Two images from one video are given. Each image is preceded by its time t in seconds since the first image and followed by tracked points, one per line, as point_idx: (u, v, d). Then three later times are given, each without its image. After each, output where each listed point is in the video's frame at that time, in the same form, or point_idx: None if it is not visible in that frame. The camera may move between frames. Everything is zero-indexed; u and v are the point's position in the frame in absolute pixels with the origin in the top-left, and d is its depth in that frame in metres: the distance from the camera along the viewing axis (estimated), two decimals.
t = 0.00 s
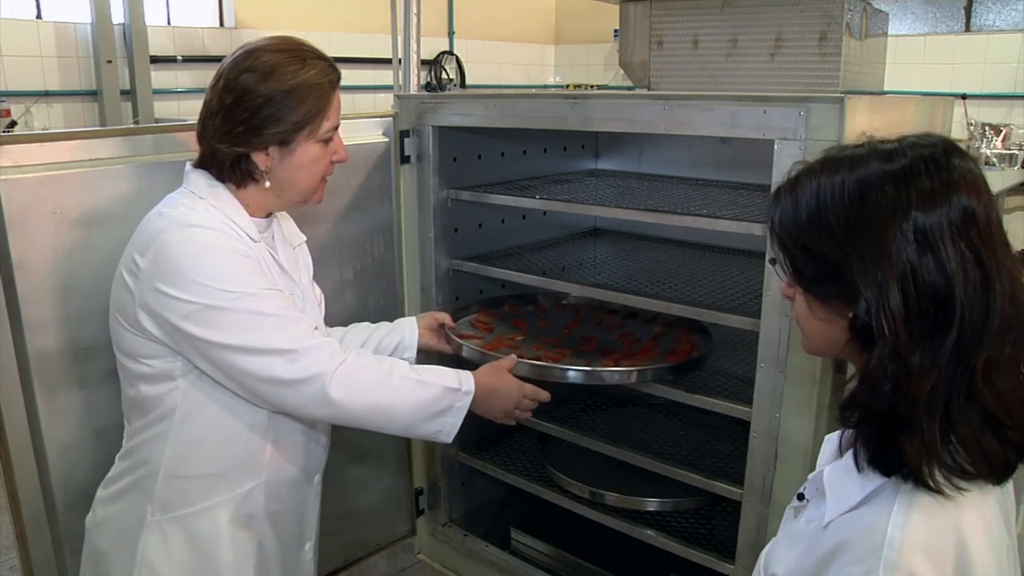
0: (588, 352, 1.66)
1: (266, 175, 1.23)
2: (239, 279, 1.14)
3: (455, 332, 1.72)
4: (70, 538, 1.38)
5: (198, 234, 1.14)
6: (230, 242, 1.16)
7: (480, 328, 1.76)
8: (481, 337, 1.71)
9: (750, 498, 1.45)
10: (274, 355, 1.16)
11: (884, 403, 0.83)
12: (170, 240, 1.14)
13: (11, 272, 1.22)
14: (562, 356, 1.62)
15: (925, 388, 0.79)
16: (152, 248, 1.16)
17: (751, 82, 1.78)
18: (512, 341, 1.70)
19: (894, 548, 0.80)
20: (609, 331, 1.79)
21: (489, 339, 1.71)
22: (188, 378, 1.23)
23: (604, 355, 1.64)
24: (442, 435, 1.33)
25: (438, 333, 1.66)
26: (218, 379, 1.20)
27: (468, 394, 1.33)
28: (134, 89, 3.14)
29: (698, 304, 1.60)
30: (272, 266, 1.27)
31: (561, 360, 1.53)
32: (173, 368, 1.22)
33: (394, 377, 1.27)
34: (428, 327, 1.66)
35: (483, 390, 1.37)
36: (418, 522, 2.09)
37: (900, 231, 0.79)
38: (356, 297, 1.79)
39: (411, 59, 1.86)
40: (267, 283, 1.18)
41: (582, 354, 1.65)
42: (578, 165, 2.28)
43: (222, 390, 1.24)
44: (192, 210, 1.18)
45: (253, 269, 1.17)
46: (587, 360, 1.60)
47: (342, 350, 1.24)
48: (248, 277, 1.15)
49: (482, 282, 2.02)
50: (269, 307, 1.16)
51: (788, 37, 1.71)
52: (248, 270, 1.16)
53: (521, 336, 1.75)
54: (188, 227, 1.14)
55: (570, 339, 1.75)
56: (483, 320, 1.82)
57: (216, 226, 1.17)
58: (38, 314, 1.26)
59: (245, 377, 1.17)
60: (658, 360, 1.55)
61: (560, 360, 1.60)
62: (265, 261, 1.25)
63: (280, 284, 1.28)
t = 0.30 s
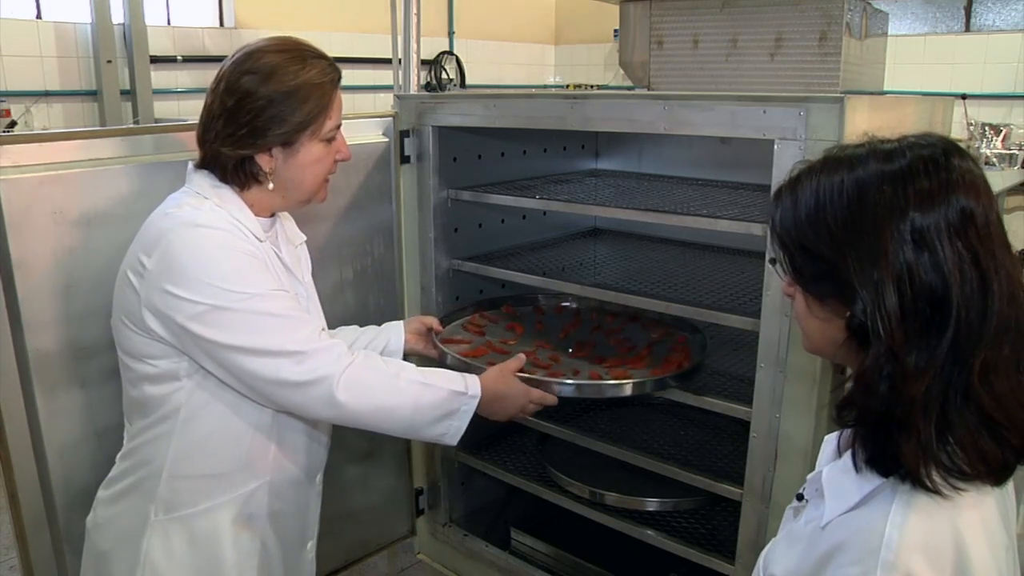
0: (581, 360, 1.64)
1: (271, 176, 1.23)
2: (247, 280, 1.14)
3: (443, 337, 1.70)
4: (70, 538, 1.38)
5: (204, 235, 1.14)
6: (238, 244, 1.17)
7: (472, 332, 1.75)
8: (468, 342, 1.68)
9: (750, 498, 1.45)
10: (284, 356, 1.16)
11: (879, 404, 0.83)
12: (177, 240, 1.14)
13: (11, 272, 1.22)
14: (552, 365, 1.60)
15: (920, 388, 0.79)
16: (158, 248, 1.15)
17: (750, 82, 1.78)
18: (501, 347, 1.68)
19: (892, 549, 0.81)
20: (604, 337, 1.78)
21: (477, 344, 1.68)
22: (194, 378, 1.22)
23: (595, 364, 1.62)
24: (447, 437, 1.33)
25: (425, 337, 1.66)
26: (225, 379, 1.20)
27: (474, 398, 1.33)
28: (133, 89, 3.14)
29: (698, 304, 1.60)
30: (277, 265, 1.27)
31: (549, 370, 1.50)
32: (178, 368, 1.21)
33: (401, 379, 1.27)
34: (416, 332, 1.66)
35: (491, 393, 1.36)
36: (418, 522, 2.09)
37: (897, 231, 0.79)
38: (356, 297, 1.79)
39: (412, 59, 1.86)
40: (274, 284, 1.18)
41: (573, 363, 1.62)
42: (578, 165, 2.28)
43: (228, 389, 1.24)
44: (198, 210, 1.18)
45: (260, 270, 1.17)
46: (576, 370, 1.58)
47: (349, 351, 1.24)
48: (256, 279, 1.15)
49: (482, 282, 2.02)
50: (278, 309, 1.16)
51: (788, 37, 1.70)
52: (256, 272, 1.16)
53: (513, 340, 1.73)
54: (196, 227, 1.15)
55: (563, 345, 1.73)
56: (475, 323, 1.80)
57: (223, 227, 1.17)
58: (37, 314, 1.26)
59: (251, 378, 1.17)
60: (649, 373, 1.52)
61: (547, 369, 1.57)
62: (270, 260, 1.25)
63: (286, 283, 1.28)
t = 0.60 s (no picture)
0: (578, 380, 1.62)
1: (271, 176, 1.22)
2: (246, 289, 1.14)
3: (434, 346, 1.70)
4: (70, 538, 1.37)
5: (205, 240, 1.14)
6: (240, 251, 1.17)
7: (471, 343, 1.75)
8: (462, 355, 1.67)
9: (750, 498, 1.45)
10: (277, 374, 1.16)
11: (871, 407, 0.83)
12: (178, 245, 1.14)
13: (10, 272, 1.22)
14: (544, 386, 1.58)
15: (906, 391, 0.80)
16: (158, 251, 1.15)
17: (750, 82, 1.78)
18: (497, 361, 1.66)
19: (897, 550, 0.80)
20: (607, 351, 1.75)
21: (468, 356, 1.67)
22: (193, 381, 1.22)
23: (590, 386, 1.59)
24: (443, 454, 1.33)
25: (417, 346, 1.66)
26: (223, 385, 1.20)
27: (472, 417, 1.31)
28: (133, 89, 3.14)
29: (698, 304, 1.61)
30: (276, 269, 1.27)
31: (536, 391, 1.46)
32: (177, 371, 1.21)
33: (394, 398, 1.26)
34: (410, 340, 1.66)
35: (492, 416, 1.34)
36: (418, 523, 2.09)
37: (884, 234, 0.79)
38: (356, 297, 1.79)
39: (412, 59, 1.86)
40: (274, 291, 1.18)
41: (567, 384, 1.59)
42: (578, 165, 2.28)
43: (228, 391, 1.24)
44: (201, 212, 1.18)
45: (260, 277, 1.17)
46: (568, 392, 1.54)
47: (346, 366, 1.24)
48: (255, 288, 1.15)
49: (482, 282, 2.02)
50: (275, 321, 1.16)
51: (788, 37, 1.70)
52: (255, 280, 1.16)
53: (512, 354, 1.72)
54: (195, 232, 1.14)
55: (563, 360, 1.71)
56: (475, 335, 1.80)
57: (224, 232, 1.17)
58: (37, 313, 1.26)
59: (246, 387, 1.17)
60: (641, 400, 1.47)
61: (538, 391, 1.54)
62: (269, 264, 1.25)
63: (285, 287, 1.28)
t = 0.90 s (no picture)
0: (578, 412, 1.48)
1: (269, 178, 1.22)
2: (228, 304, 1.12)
3: (435, 361, 1.65)
4: (70, 538, 1.37)
5: (197, 246, 1.13)
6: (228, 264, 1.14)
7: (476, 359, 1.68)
8: (459, 374, 1.61)
9: (750, 498, 1.45)
10: (252, 396, 1.13)
11: (871, 406, 0.83)
12: (170, 250, 1.13)
13: (10, 272, 1.22)
14: (536, 417, 1.46)
15: (905, 389, 0.80)
16: (154, 253, 1.15)
17: (751, 82, 1.78)
18: (496, 384, 1.57)
19: (900, 549, 0.80)
20: (618, 378, 1.61)
21: (466, 376, 1.60)
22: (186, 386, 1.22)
23: (586, 420, 1.45)
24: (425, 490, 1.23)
25: (416, 360, 1.60)
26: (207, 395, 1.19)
27: (453, 456, 1.21)
28: (133, 89, 3.14)
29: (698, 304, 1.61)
30: (269, 274, 1.25)
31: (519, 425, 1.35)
32: (169, 375, 1.21)
33: (367, 432, 1.17)
34: (410, 353, 1.61)
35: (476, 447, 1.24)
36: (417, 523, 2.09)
37: (880, 234, 0.79)
38: (356, 297, 1.79)
39: (412, 59, 1.86)
40: (260, 306, 1.15)
41: (563, 415, 1.46)
42: (578, 165, 2.27)
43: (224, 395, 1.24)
44: (199, 215, 1.17)
45: (246, 291, 1.14)
46: (556, 425, 1.41)
47: (322, 392, 1.17)
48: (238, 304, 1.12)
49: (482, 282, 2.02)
50: (257, 339, 1.12)
51: (788, 37, 1.70)
52: (237, 296, 1.12)
53: (516, 377, 1.62)
54: (188, 237, 1.13)
55: (571, 387, 1.58)
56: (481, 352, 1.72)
57: (219, 237, 1.15)
58: (37, 313, 1.26)
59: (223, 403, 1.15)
60: (626, 442, 1.32)
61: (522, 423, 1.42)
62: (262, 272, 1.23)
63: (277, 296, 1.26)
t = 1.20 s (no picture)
0: (574, 429, 1.38)
1: (268, 181, 1.22)
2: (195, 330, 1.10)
3: (434, 372, 1.57)
4: (70, 538, 1.37)
5: (189, 254, 1.12)
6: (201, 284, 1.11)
7: (478, 368, 1.60)
8: (456, 385, 1.52)
9: (750, 498, 1.45)
10: (212, 425, 1.11)
11: (876, 405, 0.83)
12: (159, 259, 1.12)
13: (10, 271, 1.22)
14: (524, 433, 1.36)
15: (910, 388, 0.80)
16: (146, 259, 1.14)
17: (751, 82, 1.78)
18: (493, 397, 1.48)
19: (903, 544, 0.80)
20: (626, 392, 1.49)
21: (465, 388, 1.52)
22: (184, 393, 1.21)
23: (578, 438, 1.35)
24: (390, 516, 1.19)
25: (415, 369, 1.56)
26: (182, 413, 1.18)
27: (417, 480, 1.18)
28: (133, 89, 3.14)
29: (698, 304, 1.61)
30: (264, 278, 1.24)
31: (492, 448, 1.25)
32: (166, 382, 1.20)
33: (322, 462, 1.14)
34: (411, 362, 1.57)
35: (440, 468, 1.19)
36: (418, 523, 2.09)
37: (880, 236, 0.80)
38: (356, 297, 1.79)
39: (412, 59, 1.86)
40: (237, 323, 1.13)
41: (555, 433, 1.36)
42: (578, 165, 2.28)
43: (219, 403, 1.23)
44: (195, 220, 1.17)
45: (223, 307, 1.12)
46: (540, 442, 1.32)
47: (279, 423, 1.13)
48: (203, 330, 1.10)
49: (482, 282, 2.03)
50: (221, 368, 1.10)
51: (788, 37, 1.70)
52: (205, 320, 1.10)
53: (518, 390, 1.52)
54: (179, 243, 1.13)
55: (575, 402, 1.48)
56: (485, 362, 1.63)
57: (210, 244, 1.14)
58: (37, 313, 1.26)
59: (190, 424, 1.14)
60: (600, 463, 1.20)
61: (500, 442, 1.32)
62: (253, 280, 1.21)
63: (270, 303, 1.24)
